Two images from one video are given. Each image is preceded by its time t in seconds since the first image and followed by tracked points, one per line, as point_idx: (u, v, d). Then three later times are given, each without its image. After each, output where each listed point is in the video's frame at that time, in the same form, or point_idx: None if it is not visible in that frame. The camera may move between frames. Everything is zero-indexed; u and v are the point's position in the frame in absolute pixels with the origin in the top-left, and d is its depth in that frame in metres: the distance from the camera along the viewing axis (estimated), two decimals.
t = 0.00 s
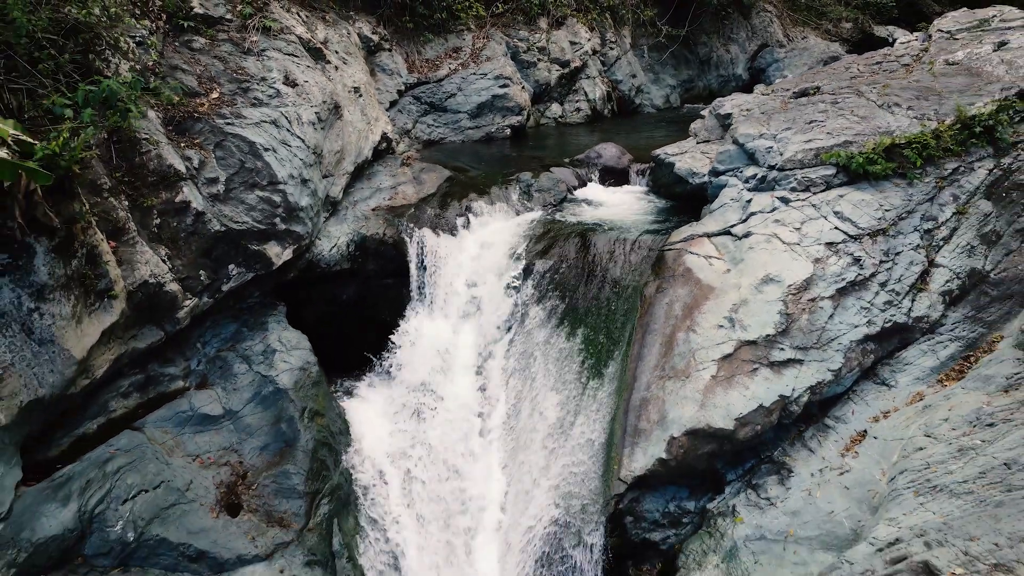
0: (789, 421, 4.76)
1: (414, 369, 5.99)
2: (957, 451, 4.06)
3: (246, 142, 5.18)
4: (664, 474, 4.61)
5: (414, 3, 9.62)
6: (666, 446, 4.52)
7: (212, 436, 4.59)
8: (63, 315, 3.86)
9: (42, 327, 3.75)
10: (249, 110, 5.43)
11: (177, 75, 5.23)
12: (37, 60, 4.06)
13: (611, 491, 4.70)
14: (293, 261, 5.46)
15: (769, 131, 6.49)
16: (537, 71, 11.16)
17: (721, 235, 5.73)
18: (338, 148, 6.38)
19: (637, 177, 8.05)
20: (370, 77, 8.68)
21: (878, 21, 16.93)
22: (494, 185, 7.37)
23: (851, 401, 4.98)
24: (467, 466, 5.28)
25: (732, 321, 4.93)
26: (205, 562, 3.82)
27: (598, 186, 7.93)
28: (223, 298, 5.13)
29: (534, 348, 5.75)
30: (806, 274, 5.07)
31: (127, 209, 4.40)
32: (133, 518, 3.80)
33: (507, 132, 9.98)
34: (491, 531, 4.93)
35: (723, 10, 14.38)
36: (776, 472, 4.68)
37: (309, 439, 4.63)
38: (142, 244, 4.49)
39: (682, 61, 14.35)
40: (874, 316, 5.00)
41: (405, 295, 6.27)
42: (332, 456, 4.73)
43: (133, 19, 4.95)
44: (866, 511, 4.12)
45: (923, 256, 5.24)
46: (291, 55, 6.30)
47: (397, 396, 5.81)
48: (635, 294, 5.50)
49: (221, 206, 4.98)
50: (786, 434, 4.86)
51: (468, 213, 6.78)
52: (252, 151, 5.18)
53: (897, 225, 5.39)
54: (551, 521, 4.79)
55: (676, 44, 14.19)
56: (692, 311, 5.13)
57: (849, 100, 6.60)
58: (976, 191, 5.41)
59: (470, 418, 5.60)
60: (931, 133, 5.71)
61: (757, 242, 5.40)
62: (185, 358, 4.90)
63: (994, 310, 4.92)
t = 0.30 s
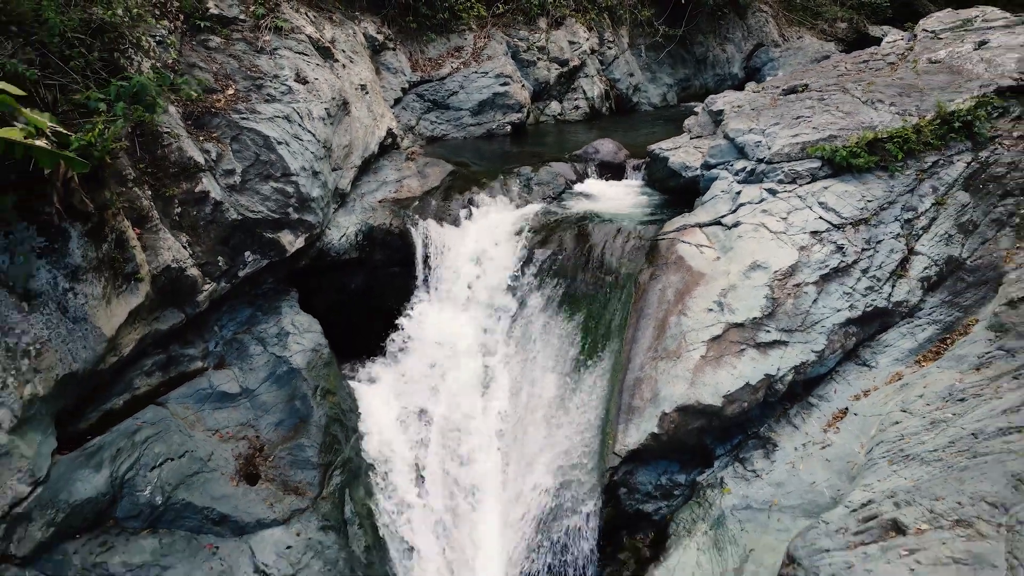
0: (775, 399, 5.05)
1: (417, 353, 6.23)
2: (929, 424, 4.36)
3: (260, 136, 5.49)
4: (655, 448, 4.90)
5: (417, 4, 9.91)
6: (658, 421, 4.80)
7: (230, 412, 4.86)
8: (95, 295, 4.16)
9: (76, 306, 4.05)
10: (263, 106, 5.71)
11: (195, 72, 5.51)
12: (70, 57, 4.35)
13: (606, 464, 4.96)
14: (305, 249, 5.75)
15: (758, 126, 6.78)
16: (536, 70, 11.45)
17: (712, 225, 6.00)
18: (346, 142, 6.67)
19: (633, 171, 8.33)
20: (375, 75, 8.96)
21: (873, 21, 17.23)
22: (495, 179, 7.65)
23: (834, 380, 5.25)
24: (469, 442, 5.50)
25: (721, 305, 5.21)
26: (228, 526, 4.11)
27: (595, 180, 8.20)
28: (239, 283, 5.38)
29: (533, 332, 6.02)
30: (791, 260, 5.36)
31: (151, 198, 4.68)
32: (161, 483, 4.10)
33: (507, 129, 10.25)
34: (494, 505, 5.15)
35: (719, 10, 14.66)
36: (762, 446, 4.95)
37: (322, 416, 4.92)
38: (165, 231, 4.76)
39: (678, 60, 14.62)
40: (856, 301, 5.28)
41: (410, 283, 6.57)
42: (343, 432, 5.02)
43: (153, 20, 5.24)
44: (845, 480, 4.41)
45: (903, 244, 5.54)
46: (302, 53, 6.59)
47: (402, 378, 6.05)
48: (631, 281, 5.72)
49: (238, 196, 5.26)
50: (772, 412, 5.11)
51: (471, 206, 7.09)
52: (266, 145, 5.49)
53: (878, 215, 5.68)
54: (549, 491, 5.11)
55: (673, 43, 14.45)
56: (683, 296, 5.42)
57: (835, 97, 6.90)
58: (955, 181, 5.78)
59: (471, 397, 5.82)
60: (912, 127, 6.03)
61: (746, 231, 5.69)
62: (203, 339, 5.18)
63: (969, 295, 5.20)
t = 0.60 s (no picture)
0: (763, 381, 5.30)
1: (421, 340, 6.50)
2: (907, 402, 4.62)
3: (272, 132, 5.74)
4: (648, 428, 5.15)
5: (420, 5, 10.18)
6: (651, 402, 5.05)
7: (244, 394, 5.11)
8: (120, 280, 4.43)
9: (102, 290, 4.32)
10: (274, 102, 5.97)
11: (209, 70, 5.76)
12: (93, 57, 4.61)
13: (601, 444, 5.23)
14: (314, 239, 6.04)
15: (749, 122, 7.03)
16: (536, 69, 11.72)
17: (704, 217, 6.25)
18: (352, 138, 6.93)
19: (630, 167, 8.58)
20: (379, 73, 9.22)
21: (868, 21, 17.48)
22: (495, 174, 7.90)
23: (820, 364, 5.50)
24: (472, 425, 5.77)
25: (711, 292, 5.46)
26: (245, 497, 4.36)
27: (593, 175, 8.45)
28: (252, 272, 5.65)
29: (533, 319, 6.28)
30: (779, 250, 5.61)
31: (169, 190, 4.92)
32: (181, 456, 4.37)
33: (508, 126, 10.50)
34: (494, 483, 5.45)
35: (716, 10, 14.91)
36: (750, 426, 5.21)
37: (332, 397, 5.18)
38: (183, 221, 5.02)
39: (676, 59, 14.86)
40: (841, 289, 5.54)
41: (415, 273, 6.84)
42: (351, 413, 5.26)
43: (169, 20, 5.49)
44: (827, 457, 4.65)
45: (886, 235, 5.79)
46: (310, 52, 6.85)
47: (408, 364, 6.30)
48: (626, 272, 6.02)
49: (251, 188, 5.51)
50: (760, 394, 5.37)
51: (472, 199, 7.34)
52: (278, 139, 5.74)
53: (863, 207, 5.93)
54: (548, 469, 5.35)
55: (670, 43, 14.70)
56: (676, 284, 5.67)
57: (824, 95, 7.15)
58: (937, 175, 6.04)
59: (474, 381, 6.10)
60: (896, 124, 6.31)
61: (736, 223, 5.94)
62: (218, 326, 5.42)
63: (950, 284, 5.46)
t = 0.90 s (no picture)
0: (752, 365, 5.54)
1: (424, 328, 6.77)
2: (887, 383, 4.87)
3: (282, 128, 5.99)
4: (642, 410, 5.39)
5: (423, 6, 10.43)
6: (644, 385, 5.29)
7: (257, 377, 5.34)
8: (141, 267, 4.69)
9: (125, 276, 4.60)
10: (283, 100, 6.21)
11: (221, 69, 6.01)
12: (114, 56, 4.86)
13: (597, 424, 5.47)
14: (322, 232, 6.29)
15: (740, 119, 7.29)
16: (535, 69, 11.98)
17: (697, 210, 6.49)
18: (358, 134, 7.18)
19: (626, 163, 8.84)
20: (382, 72, 9.47)
21: (865, 20, 17.70)
22: (496, 169, 8.16)
23: (807, 350, 5.75)
24: (473, 408, 6.06)
25: (702, 281, 5.71)
26: (260, 472, 4.61)
27: (590, 171, 8.70)
28: (263, 262, 5.90)
29: (532, 308, 6.54)
30: (767, 241, 5.86)
31: (185, 183, 5.16)
32: (200, 433, 4.62)
33: (508, 124, 10.75)
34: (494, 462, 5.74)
35: (713, 11, 15.17)
36: (739, 408, 5.44)
37: (340, 380, 5.43)
38: (198, 212, 5.26)
39: (673, 59, 15.10)
40: (827, 277, 5.79)
41: (417, 264, 7.17)
42: (358, 395, 5.51)
43: (184, 21, 5.75)
44: (812, 435, 4.89)
45: (871, 227, 6.05)
46: (317, 52, 7.10)
47: (412, 351, 6.57)
48: (622, 262, 6.26)
49: (262, 181, 5.76)
50: (749, 378, 5.62)
51: (474, 193, 7.58)
52: (288, 135, 5.99)
53: (849, 200, 6.19)
54: (546, 449, 5.62)
55: (668, 43, 14.94)
56: (669, 274, 5.91)
57: (813, 92, 7.41)
58: (921, 169, 6.33)
59: (475, 367, 6.37)
60: (881, 120, 6.57)
61: (727, 215, 6.19)
62: (230, 313, 5.66)
63: (931, 274, 5.72)
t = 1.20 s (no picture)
0: (741, 351, 5.80)
1: (426, 319, 7.04)
2: (868, 366, 5.13)
3: (291, 124, 6.25)
4: (635, 394, 5.63)
5: (425, 7, 10.69)
6: (638, 370, 5.54)
7: (267, 362, 5.59)
8: (159, 256, 4.96)
9: (145, 264, 4.87)
10: (292, 98, 6.47)
11: (233, 68, 6.27)
12: (133, 56, 5.12)
13: (593, 407, 5.72)
14: (329, 224, 6.57)
15: (731, 117, 7.55)
16: (534, 68, 12.26)
17: (689, 204, 6.74)
18: (363, 131, 7.44)
19: (622, 160, 9.10)
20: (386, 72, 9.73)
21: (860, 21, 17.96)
22: (496, 165, 8.42)
23: (793, 338, 6.00)
24: (474, 393, 6.33)
25: (694, 271, 5.96)
26: (272, 449, 4.86)
27: (588, 167, 8.97)
28: (272, 254, 6.15)
29: (530, 298, 6.81)
30: (756, 233, 6.11)
31: (200, 177, 5.41)
32: (216, 413, 4.88)
33: (507, 123, 11.01)
34: (494, 445, 6.00)
35: (709, 12, 15.41)
36: (728, 392, 5.69)
37: (348, 366, 5.69)
38: (212, 204, 5.52)
39: (670, 59, 15.36)
40: (813, 268, 6.04)
41: (422, 257, 7.37)
42: (364, 380, 5.77)
43: (197, 23, 6.00)
44: (797, 417, 5.14)
45: (856, 220, 6.31)
46: (324, 52, 7.36)
47: (414, 340, 6.83)
48: (616, 255, 6.55)
49: (272, 176, 6.02)
50: (738, 364, 5.87)
51: (475, 188, 7.84)
52: (296, 131, 6.26)
53: (835, 194, 6.45)
54: (543, 432, 5.89)
55: (665, 43, 15.21)
56: (662, 264, 6.16)
57: (802, 91, 7.68)
58: (905, 165, 6.61)
59: (476, 355, 6.65)
60: (866, 117, 6.84)
61: (718, 208, 6.44)
62: (242, 302, 5.91)
63: (913, 264, 5.99)
